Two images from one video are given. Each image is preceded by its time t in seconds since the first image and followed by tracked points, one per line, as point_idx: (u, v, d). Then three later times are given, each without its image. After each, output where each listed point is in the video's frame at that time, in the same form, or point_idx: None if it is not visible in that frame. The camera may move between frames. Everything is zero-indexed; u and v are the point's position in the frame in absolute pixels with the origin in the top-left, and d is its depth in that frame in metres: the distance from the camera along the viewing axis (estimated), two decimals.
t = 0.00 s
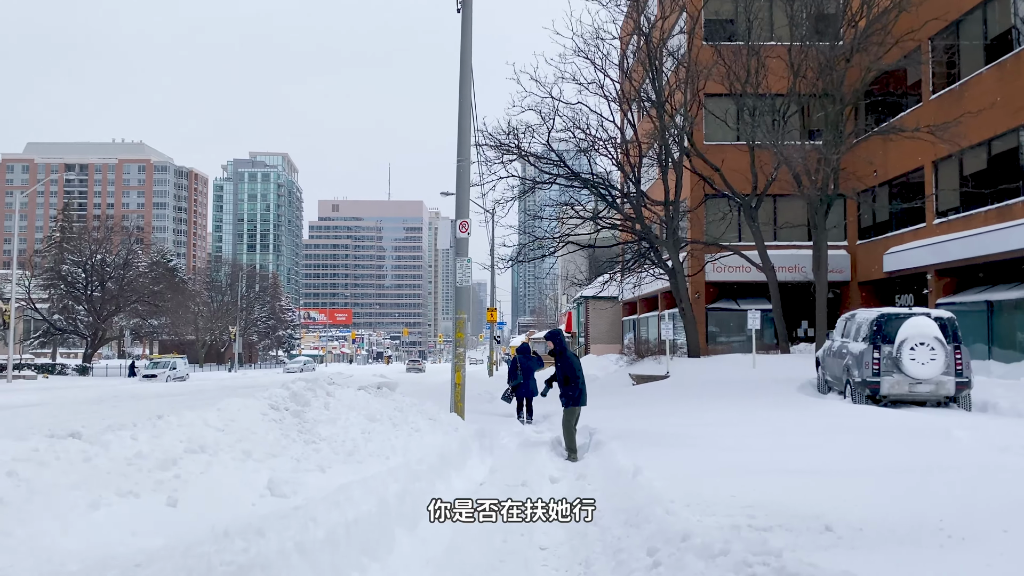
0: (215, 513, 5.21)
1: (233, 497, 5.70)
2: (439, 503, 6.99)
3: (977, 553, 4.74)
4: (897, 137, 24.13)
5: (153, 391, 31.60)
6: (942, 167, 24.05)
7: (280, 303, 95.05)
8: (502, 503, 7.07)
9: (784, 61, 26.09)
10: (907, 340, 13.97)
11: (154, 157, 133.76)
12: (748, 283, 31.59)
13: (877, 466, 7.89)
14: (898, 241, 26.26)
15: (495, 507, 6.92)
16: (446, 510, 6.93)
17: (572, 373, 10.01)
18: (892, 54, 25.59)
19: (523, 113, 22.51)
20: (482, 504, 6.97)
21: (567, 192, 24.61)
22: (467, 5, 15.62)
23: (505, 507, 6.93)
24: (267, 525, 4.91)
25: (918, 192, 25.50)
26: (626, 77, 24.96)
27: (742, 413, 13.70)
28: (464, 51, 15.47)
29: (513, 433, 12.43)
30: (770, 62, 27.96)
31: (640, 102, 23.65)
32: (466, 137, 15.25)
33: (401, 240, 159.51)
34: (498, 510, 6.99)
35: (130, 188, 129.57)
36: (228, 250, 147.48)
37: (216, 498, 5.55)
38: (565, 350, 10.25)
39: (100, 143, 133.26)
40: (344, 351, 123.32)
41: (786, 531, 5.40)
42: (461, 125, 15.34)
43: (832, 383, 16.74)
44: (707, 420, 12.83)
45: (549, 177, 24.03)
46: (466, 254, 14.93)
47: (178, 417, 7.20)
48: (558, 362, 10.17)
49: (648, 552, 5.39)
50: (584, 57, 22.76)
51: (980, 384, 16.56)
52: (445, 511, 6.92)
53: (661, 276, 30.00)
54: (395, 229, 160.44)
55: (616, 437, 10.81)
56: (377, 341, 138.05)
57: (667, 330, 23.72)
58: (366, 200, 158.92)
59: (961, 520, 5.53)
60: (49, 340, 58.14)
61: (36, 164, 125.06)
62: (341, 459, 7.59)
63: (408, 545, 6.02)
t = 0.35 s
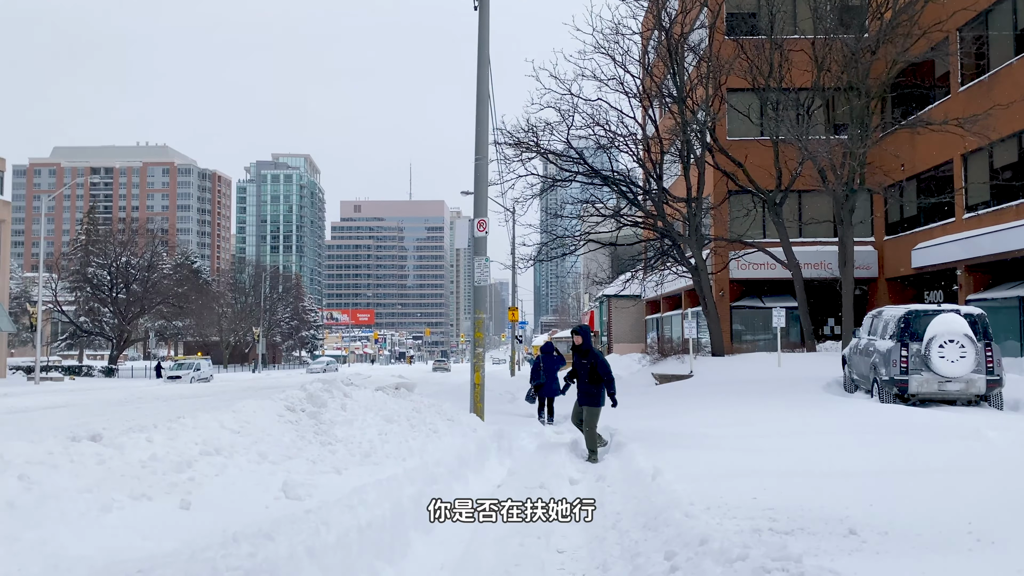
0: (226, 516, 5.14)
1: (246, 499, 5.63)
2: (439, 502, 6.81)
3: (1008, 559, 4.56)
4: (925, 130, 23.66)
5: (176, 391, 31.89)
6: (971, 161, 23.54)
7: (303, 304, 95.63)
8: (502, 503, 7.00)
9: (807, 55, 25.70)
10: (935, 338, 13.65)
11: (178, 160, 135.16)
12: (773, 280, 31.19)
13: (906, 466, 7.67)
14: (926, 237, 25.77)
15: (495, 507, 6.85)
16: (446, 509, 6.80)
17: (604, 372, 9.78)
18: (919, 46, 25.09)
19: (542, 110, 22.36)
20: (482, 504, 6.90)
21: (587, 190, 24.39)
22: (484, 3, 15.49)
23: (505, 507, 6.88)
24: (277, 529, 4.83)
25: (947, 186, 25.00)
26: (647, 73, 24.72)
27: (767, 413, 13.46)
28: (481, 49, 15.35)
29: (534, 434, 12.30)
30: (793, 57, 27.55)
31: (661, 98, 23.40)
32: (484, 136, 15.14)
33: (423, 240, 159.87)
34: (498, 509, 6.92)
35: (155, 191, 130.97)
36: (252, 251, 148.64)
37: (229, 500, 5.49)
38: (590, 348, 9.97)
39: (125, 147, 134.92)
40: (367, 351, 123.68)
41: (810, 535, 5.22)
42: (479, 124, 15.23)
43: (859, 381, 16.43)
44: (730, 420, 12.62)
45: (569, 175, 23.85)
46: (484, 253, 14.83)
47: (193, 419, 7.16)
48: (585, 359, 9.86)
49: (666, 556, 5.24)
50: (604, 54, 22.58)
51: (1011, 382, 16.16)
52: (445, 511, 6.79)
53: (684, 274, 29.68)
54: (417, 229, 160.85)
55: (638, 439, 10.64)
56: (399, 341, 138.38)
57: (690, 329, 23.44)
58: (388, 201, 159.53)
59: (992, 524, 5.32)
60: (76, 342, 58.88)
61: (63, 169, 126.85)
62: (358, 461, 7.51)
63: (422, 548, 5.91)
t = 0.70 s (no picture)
0: (240, 517, 5.18)
1: (259, 500, 5.66)
2: (439, 502, 6.61)
3: None
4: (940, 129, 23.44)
5: (191, 393, 32.10)
6: (988, 160, 23.31)
7: (318, 306, 96.12)
8: (500, 504, 7.01)
9: (821, 54, 25.54)
10: (952, 339, 13.51)
11: (193, 163, 136.21)
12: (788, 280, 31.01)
13: (921, 468, 7.61)
14: (943, 237, 25.53)
15: (496, 508, 6.87)
16: (446, 509, 6.62)
17: (621, 372, 9.79)
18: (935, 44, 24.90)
19: (555, 111, 22.37)
20: (482, 504, 6.87)
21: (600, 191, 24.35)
22: (496, 5, 15.50)
23: (505, 507, 6.92)
24: (289, 530, 4.85)
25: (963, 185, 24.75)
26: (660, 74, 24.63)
27: (781, 413, 13.39)
28: (493, 51, 15.36)
29: (547, 436, 12.28)
30: (807, 56, 27.39)
31: (675, 98, 23.31)
32: (496, 137, 15.16)
33: (437, 242, 160.20)
34: (497, 510, 6.94)
35: (171, 194, 132.06)
36: (267, 254, 149.50)
37: (241, 501, 5.52)
38: (606, 347, 9.97)
39: (141, 150, 136.18)
40: (381, 353, 124.02)
41: (823, 538, 5.19)
42: (491, 125, 15.25)
43: (875, 382, 16.30)
44: (744, 422, 12.54)
45: (582, 176, 23.83)
46: (497, 255, 14.84)
47: (206, 421, 7.20)
48: (603, 359, 9.84)
49: (678, 558, 5.22)
50: (617, 54, 22.54)
51: None
52: (445, 511, 6.60)
53: (698, 274, 29.57)
54: (430, 231, 161.12)
55: (651, 440, 10.62)
56: (413, 343, 138.70)
57: (704, 329, 23.33)
58: (402, 203, 159.98)
59: (1009, 526, 5.26)
60: (94, 344, 59.46)
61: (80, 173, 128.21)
62: (370, 462, 7.53)
63: (435, 549, 5.93)
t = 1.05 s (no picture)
0: (247, 517, 5.16)
1: (267, 500, 5.65)
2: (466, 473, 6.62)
3: None
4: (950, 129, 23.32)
5: (199, 393, 32.16)
6: (998, 160, 23.18)
7: (325, 307, 96.30)
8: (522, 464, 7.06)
9: (830, 54, 25.43)
10: (962, 340, 13.44)
11: (202, 164, 136.65)
12: (795, 281, 30.91)
13: (933, 469, 7.54)
14: (952, 237, 25.37)
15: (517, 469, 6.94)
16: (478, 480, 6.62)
17: (631, 371, 9.74)
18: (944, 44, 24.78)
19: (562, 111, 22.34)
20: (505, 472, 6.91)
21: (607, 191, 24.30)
22: (504, 5, 15.47)
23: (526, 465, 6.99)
24: (297, 530, 4.84)
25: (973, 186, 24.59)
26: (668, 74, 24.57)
27: (790, 415, 13.32)
28: (501, 52, 15.34)
29: (554, 437, 12.23)
30: (815, 56, 27.29)
31: (682, 99, 23.24)
32: (504, 137, 15.14)
33: (444, 243, 160.34)
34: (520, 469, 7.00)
35: (179, 196, 132.53)
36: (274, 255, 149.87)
37: (249, 501, 5.51)
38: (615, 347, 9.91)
39: (149, 152, 136.71)
40: (388, 354, 124.18)
41: (834, 540, 5.14)
42: (498, 125, 15.23)
43: (884, 383, 16.20)
44: (753, 423, 12.47)
45: (589, 176, 23.78)
46: (504, 255, 14.81)
47: (214, 420, 7.19)
48: (612, 359, 9.79)
49: (689, 559, 5.18)
50: (624, 54, 22.49)
51: None
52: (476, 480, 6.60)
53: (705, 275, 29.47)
54: (438, 232, 161.25)
55: (659, 441, 10.57)
56: (420, 343, 138.82)
57: (711, 330, 23.25)
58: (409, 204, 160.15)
59: None
60: (102, 344, 59.68)
61: (89, 173, 128.80)
62: (378, 463, 7.51)
63: (443, 549, 5.91)
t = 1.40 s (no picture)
0: (244, 522, 5.10)
1: (264, 504, 5.59)
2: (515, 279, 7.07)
3: None
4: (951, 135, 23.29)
5: (198, 394, 32.06)
6: (999, 167, 23.15)
7: (325, 309, 96.21)
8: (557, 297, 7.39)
9: (831, 60, 25.40)
10: (964, 347, 13.38)
11: (203, 165, 136.63)
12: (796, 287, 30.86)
13: (935, 477, 7.49)
14: (953, 244, 25.31)
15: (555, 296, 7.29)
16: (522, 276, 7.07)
17: (632, 378, 9.72)
18: (946, 50, 24.76)
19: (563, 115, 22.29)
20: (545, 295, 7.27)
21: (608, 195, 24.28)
22: (506, 7, 15.42)
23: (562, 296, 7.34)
24: (293, 535, 4.79)
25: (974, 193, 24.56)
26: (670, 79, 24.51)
27: (790, 421, 13.26)
28: (503, 56, 15.31)
29: (554, 442, 12.16)
30: (817, 62, 27.27)
31: (684, 103, 23.18)
32: (505, 140, 15.10)
33: (444, 245, 160.26)
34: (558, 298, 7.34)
35: (179, 196, 132.44)
36: (274, 256, 149.80)
37: (245, 505, 5.45)
38: (616, 354, 9.88)
39: (150, 152, 136.63)
40: (387, 356, 123.96)
41: (835, 550, 5.09)
42: (500, 128, 15.19)
43: (884, 390, 16.14)
44: (753, 429, 12.40)
45: (590, 180, 23.74)
46: (504, 258, 14.77)
47: (211, 422, 7.13)
48: (614, 365, 9.76)
49: (690, 567, 5.13)
50: (626, 58, 22.44)
51: None
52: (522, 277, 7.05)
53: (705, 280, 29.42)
54: (438, 234, 161.14)
55: (659, 447, 10.50)
56: (419, 346, 138.65)
57: (711, 335, 23.17)
58: (409, 207, 160.12)
59: None
60: (101, 344, 59.55)
61: (90, 173, 128.77)
62: (376, 466, 7.45)
63: (441, 556, 5.84)
